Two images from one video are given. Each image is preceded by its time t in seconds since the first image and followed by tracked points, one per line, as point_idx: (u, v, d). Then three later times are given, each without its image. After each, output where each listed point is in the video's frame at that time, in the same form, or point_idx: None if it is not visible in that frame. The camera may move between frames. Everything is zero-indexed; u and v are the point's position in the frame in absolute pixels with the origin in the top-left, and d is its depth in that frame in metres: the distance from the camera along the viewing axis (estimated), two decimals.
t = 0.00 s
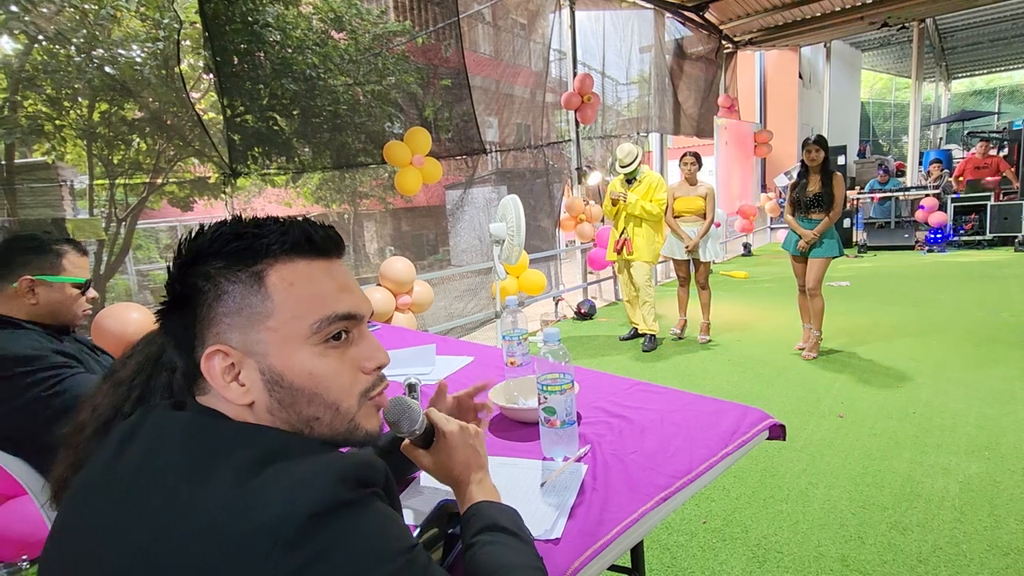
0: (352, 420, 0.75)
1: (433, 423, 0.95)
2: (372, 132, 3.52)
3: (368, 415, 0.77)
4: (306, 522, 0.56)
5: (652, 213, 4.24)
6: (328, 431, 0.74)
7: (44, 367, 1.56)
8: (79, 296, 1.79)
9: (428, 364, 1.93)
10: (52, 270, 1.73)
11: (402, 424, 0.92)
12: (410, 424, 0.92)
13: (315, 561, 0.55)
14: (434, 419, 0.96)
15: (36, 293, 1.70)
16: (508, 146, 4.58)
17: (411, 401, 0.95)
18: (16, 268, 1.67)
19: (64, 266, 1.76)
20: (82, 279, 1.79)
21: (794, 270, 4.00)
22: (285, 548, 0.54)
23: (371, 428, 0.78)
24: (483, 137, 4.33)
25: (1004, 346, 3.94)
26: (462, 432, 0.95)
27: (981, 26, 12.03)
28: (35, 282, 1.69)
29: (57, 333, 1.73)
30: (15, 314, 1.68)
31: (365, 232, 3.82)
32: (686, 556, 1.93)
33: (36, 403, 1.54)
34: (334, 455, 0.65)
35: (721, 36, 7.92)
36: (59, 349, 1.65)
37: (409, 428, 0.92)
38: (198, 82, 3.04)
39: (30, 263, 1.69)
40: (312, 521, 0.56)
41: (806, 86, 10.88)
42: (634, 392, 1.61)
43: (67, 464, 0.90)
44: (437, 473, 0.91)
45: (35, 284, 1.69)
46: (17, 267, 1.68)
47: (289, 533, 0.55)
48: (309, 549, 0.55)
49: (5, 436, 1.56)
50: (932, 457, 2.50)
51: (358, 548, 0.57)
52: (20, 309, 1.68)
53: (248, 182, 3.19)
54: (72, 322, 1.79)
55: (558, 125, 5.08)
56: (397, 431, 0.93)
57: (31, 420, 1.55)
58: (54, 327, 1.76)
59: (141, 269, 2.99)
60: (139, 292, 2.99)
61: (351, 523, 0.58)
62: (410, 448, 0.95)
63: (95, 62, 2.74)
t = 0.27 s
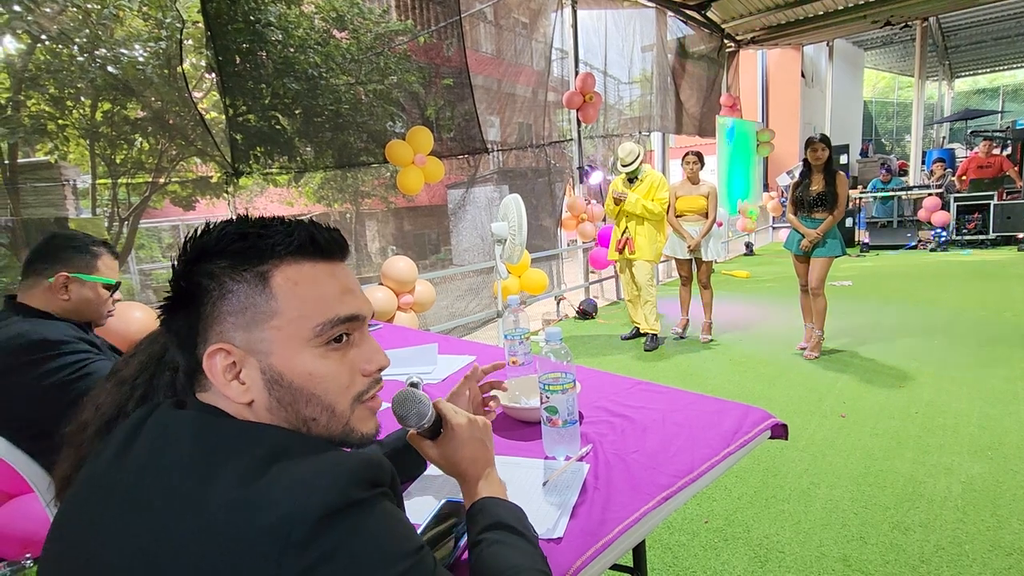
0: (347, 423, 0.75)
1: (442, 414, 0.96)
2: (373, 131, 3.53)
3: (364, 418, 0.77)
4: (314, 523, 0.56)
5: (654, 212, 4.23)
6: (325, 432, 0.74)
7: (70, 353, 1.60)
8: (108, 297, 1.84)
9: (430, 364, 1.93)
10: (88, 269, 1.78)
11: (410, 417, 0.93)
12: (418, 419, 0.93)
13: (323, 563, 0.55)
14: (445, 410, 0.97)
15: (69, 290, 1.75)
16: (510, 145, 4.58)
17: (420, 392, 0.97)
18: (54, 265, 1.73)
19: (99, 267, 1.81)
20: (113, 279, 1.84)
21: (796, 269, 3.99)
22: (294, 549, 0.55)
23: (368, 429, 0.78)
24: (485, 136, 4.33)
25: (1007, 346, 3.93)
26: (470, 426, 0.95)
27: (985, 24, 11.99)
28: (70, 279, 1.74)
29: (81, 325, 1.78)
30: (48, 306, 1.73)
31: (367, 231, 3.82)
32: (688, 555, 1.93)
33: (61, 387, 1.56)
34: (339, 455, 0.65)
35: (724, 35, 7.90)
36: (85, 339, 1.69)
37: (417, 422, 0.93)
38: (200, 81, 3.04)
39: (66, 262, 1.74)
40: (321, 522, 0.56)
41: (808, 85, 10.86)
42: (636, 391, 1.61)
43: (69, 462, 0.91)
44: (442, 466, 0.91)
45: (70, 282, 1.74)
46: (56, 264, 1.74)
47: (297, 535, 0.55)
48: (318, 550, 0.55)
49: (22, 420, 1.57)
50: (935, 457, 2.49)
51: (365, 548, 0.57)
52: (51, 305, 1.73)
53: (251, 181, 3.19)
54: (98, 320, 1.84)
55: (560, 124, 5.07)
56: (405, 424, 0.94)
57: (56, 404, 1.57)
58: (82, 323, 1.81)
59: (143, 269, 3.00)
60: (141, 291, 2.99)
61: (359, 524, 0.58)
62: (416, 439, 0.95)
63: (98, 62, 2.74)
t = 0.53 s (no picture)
0: (351, 417, 0.75)
1: (443, 408, 0.96)
2: (375, 130, 3.48)
3: (368, 411, 0.77)
4: (323, 520, 0.56)
5: (657, 211, 4.22)
6: (330, 427, 0.74)
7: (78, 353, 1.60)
8: (120, 299, 1.83)
9: (432, 363, 1.93)
10: (103, 270, 1.78)
11: (408, 412, 0.94)
12: (416, 416, 0.94)
13: (331, 560, 0.55)
14: (446, 403, 0.97)
15: (83, 290, 1.75)
16: (511, 144, 4.57)
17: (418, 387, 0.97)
18: (69, 265, 1.74)
19: (114, 269, 1.80)
20: (126, 282, 1.84)
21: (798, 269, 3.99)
22: (303, 546, 0.55)
23: (372, 426, 0.79)
24: (486, 135, 4.33)
25: (1009, 346, 3.92)
26: (472, 419, 0.95)
27: (988, 23, 11.95)
28: (84, 280, 1.74)
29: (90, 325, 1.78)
30: (60, 305, 1.74)
31: (368, 229, 3.84)
32: (689, 554, 1.93)
33: (67, 387, 1.57)
34: (344, 452, 0.65)
35: (725, 34, 7.89)
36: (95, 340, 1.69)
37: (415, 419, 0.94)
38: (201, 81, 3.08)
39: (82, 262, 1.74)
40: (330, 518, 0.57)
41: (810, 84, 10.85)
42: (636, 390, 1.61)
43: (73, 460, 0.91)
44: (443, 458, 0.93)
45: (84, 282, 1.74)
46: (71, 264, 1.74)
47: (306, 531, 0.55)
48: (327, 546, 0.55)
49: (26, 417, 1.58)
50: (937, 456, 2.49)
51: (374, 545, 0.57)
52: (64, 304, 1.74)
53: (252, 181, 3.19)
54: (109, 322, 1.84)
55: (561, 123, 5.06)
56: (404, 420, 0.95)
57: (60, 403, 1.58)
58: (92, 324, 1.81)
59: (144, 268, 3.02)
60: (143, 291, 3.01)
61: (368, 521, 0.58)
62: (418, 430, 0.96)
63: (100, 62, 2.76)
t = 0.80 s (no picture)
0: (343, 414, 0.74)
1: (444, 410, 0.96)
2: (375, 130, 3.48)
3: (362, 409, 0.75)
4: (317, 520, 0.56)
5: (658, 210, 4.22)
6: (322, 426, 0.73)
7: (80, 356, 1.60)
8: (125, 300, 1.83)
9: (432, 362, 1.93)
10: (107, 272, 1.78)
11: (410, 413, 0.93)
12: (418, 416, 0.93)
13: (327, 562, 0.55)
14: (447, 405, 0.97)
15: (88, 291, 1.75)
16: (512, 143, 4.57)
17: (419, 388, 0.97)
18: (74, 266, 1.74)
19: (119, 270, 1.81)
20: (131, 283, 1.83)
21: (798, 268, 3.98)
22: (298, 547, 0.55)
23: (367, 426, 0.77)
24: (487, 134, 4.33)
25: (1010, 345, 3.92)
26: (472, 421, 0.95)
27: (989, 22, 11.93)
28: (89, 281, 1.75)
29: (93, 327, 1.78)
30: (64, 306, 1.74)
31: (368, 229, 3.85)
32: (689, 554, 1.93)
33: (69, 388, 1.57)
34: (340, 452, 0.65)
35: (726, 33, 7.89)
36: (98, 342, 1.70)
37: (417, 419, 0.93)
38: (201, 80, 3.14)
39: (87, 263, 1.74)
40: (325, 519, 0.57)
41: (811, 83, 10.84)
42: (636, 390, 1.61)
43: (73, 460, 0.91)
44: (443, 458, 0.93)
45: (89, 283, 1.75)
46: (76, 265, 1.74)
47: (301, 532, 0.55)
48: (323, 548, 0.55)
49: (27, 417, 1.58)
50: (938, 456, 2.49)
51: (368, 546, 0.57)
52: (69, 305, 1.74)
53: (253, 180, 3.17)
54: (112, 322, 1.85)
55: (561, 123, 5.05)
56: (405, 420, 0.94)
57: (62, 403, 1.58)
58: (95, 324, 1.81)
59: (145, 268, 3.03)
60: (143, 290, 3.01)
61: (362, 522, 0.58)
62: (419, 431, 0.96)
63: (101, 61, 2.78)
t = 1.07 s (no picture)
0: (301, 429, 0.69)
1: (437, 417, 0.95)
2: (376, 130, 3.48)
3: (324, 425, 0.70)
4: (297, 532, 0.55)
5: (658, 211, 4.22)
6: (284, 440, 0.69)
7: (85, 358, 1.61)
8: (130, 302, 1.83)
9: (432, 363, 1.93)
10: (112, 274, 1.78)
11: (405, 422, 0.93)
12: (412, 423, 0.93)
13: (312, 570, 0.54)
14: (439, 411, 0.96)
15: (93, 293, 1.75)
16: (512, 143, 4.57)
17: (414, 397, 0.96)
18: (80, 267, 1.74)
19: (125, 272, 1.80)
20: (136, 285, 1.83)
21: (799, 269, 3.98)
22: (277, 559, 0.54)
23: (343, 440, 0.71)
24: (487, 135, 4.33)
25: (1011, 345, 3.91)
26: (463, 428, 0.94)
27: (990, 21, 11.92)
28: (95, 283, 1.75)
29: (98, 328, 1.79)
30: (68, 307, 1.74)
31: (369, 229, 3.85)
32: (689, 555, 1.93)
33: (73, 390, 1.58)
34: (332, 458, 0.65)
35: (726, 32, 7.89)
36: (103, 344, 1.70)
37: (411, 427, 0.94)
38: (201, 81, 3.17)
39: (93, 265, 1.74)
40: (306, 530, 0.55)
41: (811, 83, 10.84)
42: (636, 390, 1.62)
43: (72, 461, 0.92)
44: (438, 465, 0.93)
45: (94, 285, 1.75)
46: (81, 266, 1.74)
47: (281, 542, 0.54)
48: (306, 557, 0.54)
49: (28, 418, 1.58)
50: (939, 457, 2.48)
51: (351, 556, 0.56)
52: (75, 306, 1.74)
53: (253, 180, 3.16)
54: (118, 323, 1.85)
55: (562, 123, 5.04)
56: (399, 429, 0.94)
57: (65, 404, 1.58)
58: (100, 325, 1.82)
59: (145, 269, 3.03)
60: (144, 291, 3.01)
61: (345, 532, 0.57)
62: (414, 440, 0.97)
63: (101, 62, 2.78)
